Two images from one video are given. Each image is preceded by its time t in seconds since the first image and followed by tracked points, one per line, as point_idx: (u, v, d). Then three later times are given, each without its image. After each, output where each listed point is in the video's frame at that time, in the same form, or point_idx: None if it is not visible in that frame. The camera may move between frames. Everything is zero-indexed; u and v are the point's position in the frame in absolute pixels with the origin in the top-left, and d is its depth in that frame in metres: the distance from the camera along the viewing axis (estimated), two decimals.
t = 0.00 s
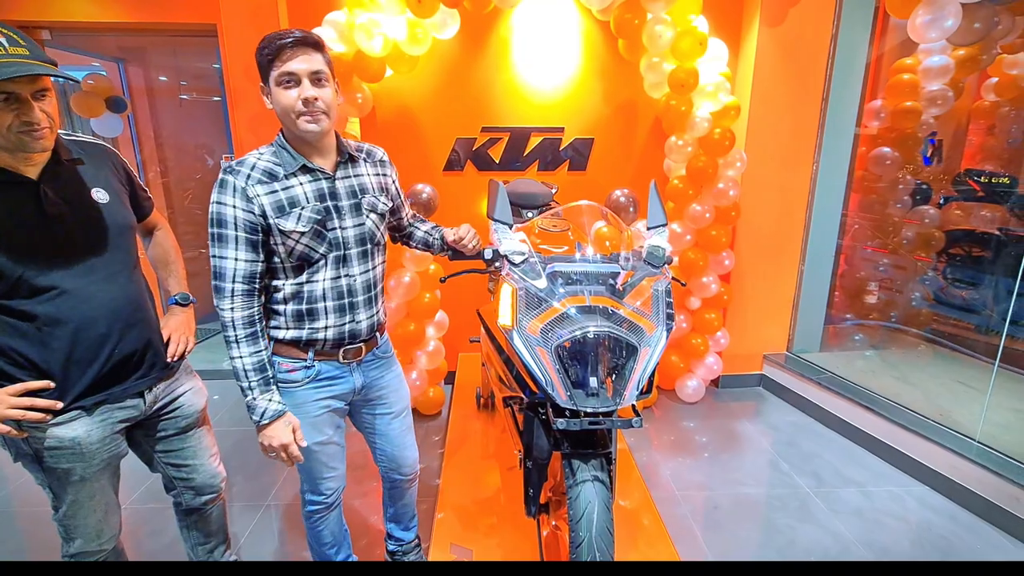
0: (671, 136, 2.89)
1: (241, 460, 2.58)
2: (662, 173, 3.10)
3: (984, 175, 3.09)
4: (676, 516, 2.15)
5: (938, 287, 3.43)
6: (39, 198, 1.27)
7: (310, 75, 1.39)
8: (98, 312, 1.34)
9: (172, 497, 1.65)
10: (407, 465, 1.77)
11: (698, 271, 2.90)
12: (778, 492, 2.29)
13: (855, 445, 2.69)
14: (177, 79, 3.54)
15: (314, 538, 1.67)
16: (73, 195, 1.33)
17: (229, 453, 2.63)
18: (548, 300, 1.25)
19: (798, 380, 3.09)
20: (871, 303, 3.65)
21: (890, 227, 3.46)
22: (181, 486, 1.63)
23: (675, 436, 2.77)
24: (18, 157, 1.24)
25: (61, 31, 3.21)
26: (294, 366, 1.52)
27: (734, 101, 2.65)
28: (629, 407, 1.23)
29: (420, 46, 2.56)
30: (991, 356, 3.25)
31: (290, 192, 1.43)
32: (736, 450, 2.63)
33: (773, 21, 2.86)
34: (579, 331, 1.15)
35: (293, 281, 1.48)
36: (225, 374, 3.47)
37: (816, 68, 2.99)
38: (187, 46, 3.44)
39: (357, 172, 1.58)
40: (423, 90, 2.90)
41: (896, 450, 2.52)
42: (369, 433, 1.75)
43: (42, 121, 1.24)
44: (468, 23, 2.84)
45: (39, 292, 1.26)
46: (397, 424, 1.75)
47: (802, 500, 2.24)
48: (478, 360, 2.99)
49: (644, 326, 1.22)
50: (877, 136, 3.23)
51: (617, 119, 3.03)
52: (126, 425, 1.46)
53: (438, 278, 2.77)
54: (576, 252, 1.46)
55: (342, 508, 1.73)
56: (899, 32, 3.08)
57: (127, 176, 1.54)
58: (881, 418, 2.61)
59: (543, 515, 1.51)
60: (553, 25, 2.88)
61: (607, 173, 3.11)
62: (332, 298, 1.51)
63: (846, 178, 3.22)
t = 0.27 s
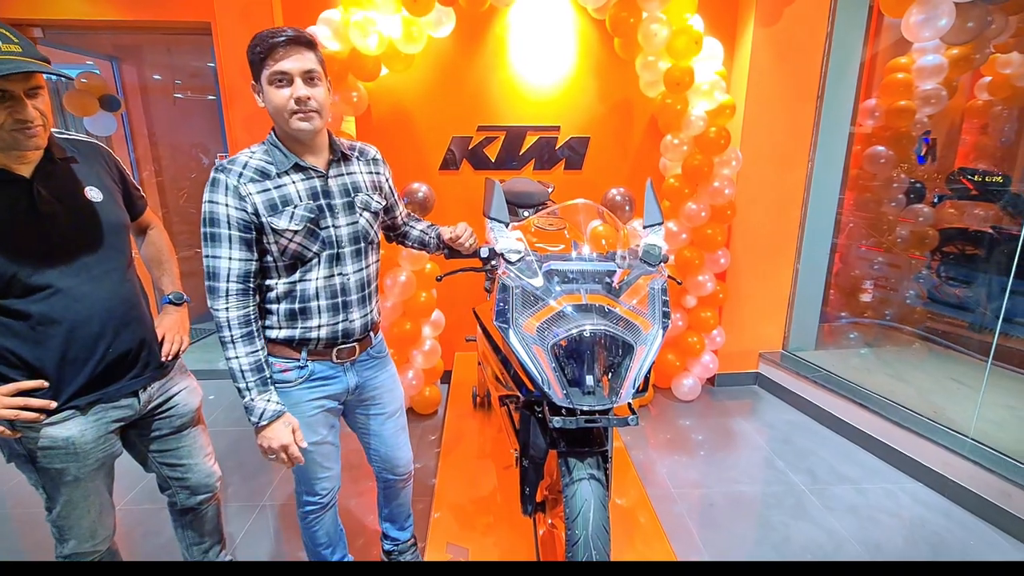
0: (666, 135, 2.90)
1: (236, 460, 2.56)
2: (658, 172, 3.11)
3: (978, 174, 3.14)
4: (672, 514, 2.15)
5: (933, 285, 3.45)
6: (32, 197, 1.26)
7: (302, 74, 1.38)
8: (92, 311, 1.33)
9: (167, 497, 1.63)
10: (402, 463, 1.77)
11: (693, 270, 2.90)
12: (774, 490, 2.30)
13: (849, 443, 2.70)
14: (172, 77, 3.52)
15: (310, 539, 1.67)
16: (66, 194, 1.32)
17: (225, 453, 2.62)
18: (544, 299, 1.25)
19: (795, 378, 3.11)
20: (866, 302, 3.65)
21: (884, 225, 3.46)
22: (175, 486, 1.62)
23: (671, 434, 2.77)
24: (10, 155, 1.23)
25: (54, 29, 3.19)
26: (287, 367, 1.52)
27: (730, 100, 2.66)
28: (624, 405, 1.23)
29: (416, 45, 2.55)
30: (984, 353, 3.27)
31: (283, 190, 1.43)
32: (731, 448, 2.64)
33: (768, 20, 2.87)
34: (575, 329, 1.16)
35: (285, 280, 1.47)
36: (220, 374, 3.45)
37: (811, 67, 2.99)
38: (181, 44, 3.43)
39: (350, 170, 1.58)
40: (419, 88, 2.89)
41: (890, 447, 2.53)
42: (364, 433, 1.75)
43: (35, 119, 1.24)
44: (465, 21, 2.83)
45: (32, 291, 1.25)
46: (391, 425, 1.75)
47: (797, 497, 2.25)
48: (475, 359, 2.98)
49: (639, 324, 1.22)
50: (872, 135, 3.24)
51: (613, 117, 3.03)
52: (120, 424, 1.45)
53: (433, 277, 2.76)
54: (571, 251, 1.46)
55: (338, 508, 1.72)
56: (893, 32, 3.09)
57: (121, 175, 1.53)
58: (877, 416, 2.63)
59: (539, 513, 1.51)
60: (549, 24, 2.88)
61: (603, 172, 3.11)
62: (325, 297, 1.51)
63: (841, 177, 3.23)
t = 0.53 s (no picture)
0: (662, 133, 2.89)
1: (230, 458, 2.56)
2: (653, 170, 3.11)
3: (971, 173, 3.15)
4: (666, 511, 2.16)
5: (926, 284, 3.48)
6: (25, 192, 1.25)
7: (296, 71, 1.38)
8: (86, 308, 1.32)
9: (161, 494, 1.63)
10: (398, 461, 1.76)
11: (689, 268, 2.90)
12: (768, 487, 2.31)
13: (843, 440, 2.72)
14: (166, 73, 3.50)
15: (304, 536, 1.67)
16: (59, 189, 1.32)
17: (219, 451, 2.62)
18: (538, 296, 1.25)
19: (788, 376, 3.12)
20: (860, 300, 3.67)
21: (878, 224, 3.48)
22: (169, 483, 1.61)
23: (666, 431, 2.78)
24: (2, 151, 1.23)
25: (46, 24, 3.17)
26: (282, 364, 1.51)
27: (725, 99, 2.66)
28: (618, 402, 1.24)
29: (411, 41, 2.54)
30: (976, 351, 3.29)
31: (276, 187, 1.42)
32: (726, 445, 2.65)
33: (763, 18, 2.87)
34: (569, 327, 1.15)
35: (279, 277, 1.47)
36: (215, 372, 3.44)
37: (806, 66, 3.00)
38: (175, 40, 3.41)
39: (343, 167, 1.57)
40: (414, 84, 2.88)
41: (883, 445, 2.55)
42: (359, 430, 1.75)
43: (27, 115, 1.24)
44: (461, 18, 2.82)
45: (25, 287, 1.24)
46: (388, 423, 1.74)
47: (791, 494, 2.26)
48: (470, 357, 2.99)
49: (633, 321, 1.22)
50: (866, 134, 3.25)
51: (609, 115, 3.03)
52: (114, 421, 1.44)
53: (429, 275, 2.76)
54: (566, 248, 1.46)
55: (332, 506, 1.72)
56: (887, 31, 3.10)
57: (113, 171, 1.52)
58: (871, 413, 2.64)
59: (534, 510, 1.51)
60: (544, 21, 2.87)
61: (599, 170, 3.11)
62: (319, 294, 1.50)
63: (836, 176, 3.25)
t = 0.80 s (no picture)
0: (658, 131, 2.90)
1: (225, 457, 2.55)
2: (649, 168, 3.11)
3: (966, 172, 3.18)
4: (662, 508, 2.16)
5: (921, 282, 3.48)
6: (15, 188, 1.24)
7: (321, 76, 1.40)
8: (78, 306, 1.32)
9: (154, 493, 1.62)
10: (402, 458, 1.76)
11: (684, 267, 2.91)
12: (762, 484, 2.32)
13: (837, 438, 2.73)
14: (160, 71, 3.49)
15: (299, 533, 1.67)
16: (50, 186, 1.31)
17: (214, 450, 2.61)
18: (532, 294, 1.25)
19: (786, 376, 3.13)
20: (856, 299, 3.66)
21: (873, 223, 3.48)
22: (163, 482, 1.61)
23: (662, 429, 2.79)
24: None
25: (39, 21, 3.15)
26: (281, 359, 1.51)
27: (721, 97, 2.66)
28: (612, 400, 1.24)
29: (406, 39, 2.54)
30: (970, 350, 3.30)
31: (271, 184, 1.42)
32: (721, 443, 2.65)
33: (759, 17, 2.87)
34: (563, 324, 1.16)
35: (276, 274, 1.47)
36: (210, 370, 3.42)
37: (801, 65, 3.00)
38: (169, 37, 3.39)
39: (340, 162, 1.58)
40: (410, 82, 2.88)
41: (877, 442, 2.56)
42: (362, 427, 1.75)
43: (17, 112, 1.23)
44: (456, 14, 2.82)
45: (16, 285, 1.23)
46: (391, 419, 1.74)
47: (785, 492, 2.27)
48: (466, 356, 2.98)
49: (626, 319, 1.22)
50: (861, 133, 3.25)
51: (605, 114, 3.03)
52: (106, 420, 1.43)
53: (425, 273, 2.76)
54: (560, 246, 1.45)
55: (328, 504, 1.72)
56: (882, 31, 3.11)
57: (105, 168, 1.51)
58: (866, 412, 2.67)
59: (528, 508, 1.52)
60: (540, 19, 2.87)
61: (595, 168, 3.11)
62: (316, 290, 1.49)
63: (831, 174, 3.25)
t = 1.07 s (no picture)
0: (654, 130, 2.89)
1: (220, 458, 2.54)
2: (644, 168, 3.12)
3: (962, 171, 3.21)
4: (658, 508, 2.17)
5: (917, 281, 3.53)
6: (7, 187, 1.23)
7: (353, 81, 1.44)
8: (71, 306, 1.31)
9: (147, 495, 1.61)
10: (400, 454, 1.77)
11: (680, 266, 2.91)
12: (758, 484, 2.32)
13: (833, 437, 2.74)
14: (156, 70, 3.49)
15: (299, 532, 1.66)
16: (43, 186, 1.30)
17: (209, 451, 2.60)
18: (526, 294, 1.24)
19: (780, 374, 3.12)
20: (851, 298, 3.68)
21: (870, 222, 3.47)
22: (157, 483, 1.60)
23: (659, 429, 2.79)
24: None
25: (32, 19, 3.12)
26: (295, 353, 1.51)
27: (717, 96, 2.66)
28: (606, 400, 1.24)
29: (401, 38, 2.53)
30: (964, 348, 3.35)
31: (288, 179, 1.42)
32: (717, 442, 2.66)
33: (755, 16, 2.88)
34: (558, 324, 1.15)
35: (292, 268, 1.47)
36: (205, 371, 3.41)
37: (797, 64, 3.01)
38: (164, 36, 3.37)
39: (356, 161, 1.58)
40: (406, 80, 2.87)
41: (872, 441, 2.57)
42: (370, 425, 1.75)
43: (11, 110, 1.22)
44: (451, 14, 2.81)
45: (8, 285, 1.22)
46: (395, 417, 1.74)
47: (781, 491, 2.27)
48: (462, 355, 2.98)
49: (621, 319, 1.22)
50: (857, 132, 3.26)
51: (602, 113, 3.03)
52: (99, 421, 1.43)
53: (420, 273, 2.75)
54: (555, 246, 1.45)
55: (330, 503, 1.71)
56: (878, 31, 3.12)
57: (98, 168, 1.50)
58: (862, 411, 2.65)
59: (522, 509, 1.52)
60: (537, 18, 2.87)
61: (591, 167, 3.11)
62: (330, 284, 1.49)
63: (827, 174, 3.26)
